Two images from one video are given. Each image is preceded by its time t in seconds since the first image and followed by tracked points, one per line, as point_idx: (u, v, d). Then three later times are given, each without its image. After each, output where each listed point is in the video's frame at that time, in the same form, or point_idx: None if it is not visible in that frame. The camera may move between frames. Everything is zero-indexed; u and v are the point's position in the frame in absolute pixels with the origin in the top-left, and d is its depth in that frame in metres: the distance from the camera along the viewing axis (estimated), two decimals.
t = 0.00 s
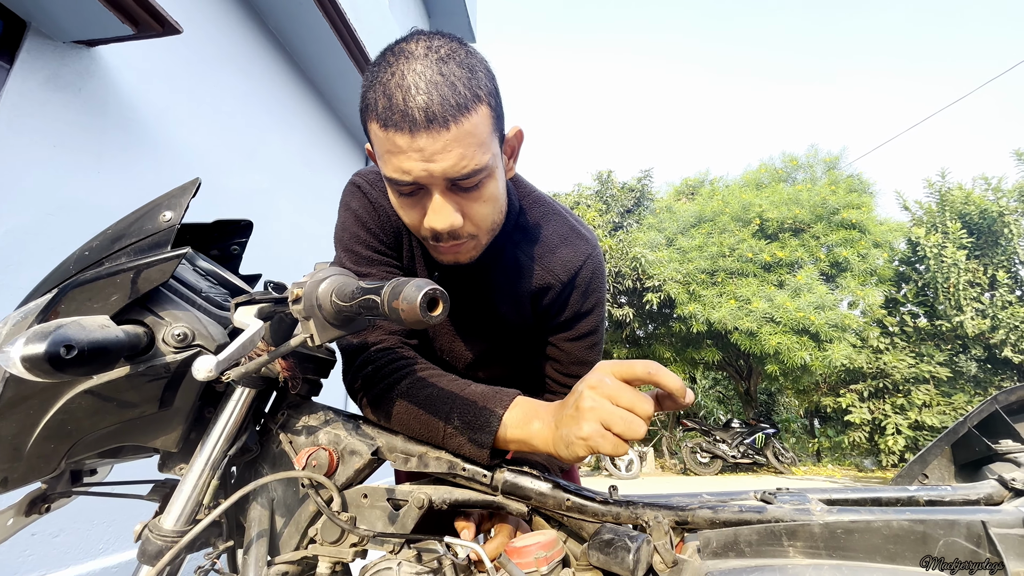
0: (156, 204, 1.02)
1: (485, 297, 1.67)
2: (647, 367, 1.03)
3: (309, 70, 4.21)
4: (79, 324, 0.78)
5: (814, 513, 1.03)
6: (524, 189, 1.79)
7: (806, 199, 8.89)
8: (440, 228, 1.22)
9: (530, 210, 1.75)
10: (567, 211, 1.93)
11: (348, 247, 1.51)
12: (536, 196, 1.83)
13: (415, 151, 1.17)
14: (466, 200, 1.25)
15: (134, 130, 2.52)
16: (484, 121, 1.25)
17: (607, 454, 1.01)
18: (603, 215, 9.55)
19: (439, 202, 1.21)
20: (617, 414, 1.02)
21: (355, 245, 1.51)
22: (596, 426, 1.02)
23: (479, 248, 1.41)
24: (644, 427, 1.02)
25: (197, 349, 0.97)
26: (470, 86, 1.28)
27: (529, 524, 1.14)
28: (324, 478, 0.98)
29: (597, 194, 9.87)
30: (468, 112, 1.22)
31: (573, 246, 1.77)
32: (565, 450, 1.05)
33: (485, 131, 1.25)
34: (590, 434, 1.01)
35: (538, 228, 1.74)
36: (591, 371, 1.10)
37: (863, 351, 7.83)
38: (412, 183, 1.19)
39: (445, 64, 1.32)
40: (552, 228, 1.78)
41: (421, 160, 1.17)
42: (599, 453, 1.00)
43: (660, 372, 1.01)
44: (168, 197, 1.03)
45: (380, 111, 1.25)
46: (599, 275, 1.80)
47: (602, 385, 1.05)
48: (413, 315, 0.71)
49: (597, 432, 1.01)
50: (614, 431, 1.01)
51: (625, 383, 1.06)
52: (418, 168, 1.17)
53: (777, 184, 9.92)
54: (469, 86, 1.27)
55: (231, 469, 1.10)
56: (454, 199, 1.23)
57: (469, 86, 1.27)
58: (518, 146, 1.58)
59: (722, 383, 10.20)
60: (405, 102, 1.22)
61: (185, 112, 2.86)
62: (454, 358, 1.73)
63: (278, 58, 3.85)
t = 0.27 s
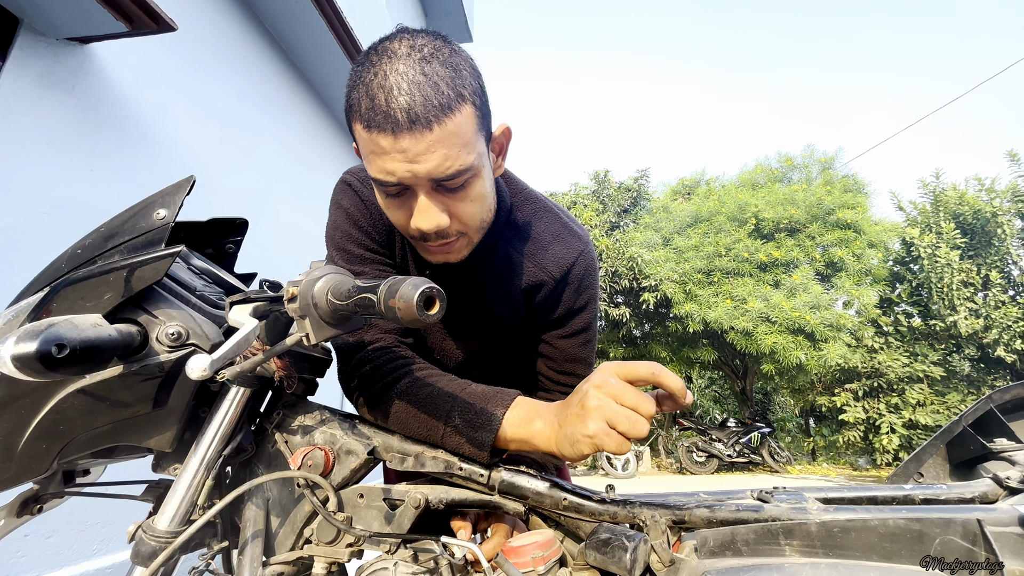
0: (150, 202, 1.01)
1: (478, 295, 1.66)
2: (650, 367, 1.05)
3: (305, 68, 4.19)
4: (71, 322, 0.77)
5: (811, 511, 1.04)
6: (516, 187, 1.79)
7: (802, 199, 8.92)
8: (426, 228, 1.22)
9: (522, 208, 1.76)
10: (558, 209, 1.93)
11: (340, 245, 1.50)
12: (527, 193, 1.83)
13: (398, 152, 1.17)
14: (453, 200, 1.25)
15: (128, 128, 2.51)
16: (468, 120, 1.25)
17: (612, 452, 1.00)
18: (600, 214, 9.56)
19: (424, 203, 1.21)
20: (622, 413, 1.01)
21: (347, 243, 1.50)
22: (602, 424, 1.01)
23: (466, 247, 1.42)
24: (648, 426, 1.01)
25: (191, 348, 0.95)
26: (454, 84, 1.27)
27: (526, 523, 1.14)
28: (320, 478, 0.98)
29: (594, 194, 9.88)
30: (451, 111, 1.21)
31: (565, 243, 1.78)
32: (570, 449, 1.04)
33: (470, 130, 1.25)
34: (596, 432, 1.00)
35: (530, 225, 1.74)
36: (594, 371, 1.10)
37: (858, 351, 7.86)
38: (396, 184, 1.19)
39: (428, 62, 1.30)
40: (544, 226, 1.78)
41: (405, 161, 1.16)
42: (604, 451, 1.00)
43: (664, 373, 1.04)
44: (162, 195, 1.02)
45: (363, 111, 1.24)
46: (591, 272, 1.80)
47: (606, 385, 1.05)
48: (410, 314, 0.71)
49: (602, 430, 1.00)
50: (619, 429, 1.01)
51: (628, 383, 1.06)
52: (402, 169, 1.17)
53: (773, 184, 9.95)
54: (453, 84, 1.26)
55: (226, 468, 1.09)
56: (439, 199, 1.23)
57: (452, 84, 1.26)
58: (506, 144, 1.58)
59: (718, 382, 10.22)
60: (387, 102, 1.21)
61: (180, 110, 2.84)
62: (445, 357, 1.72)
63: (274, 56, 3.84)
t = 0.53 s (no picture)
0: (144, 200, 1.00)
1: (466, 291, 1.66)
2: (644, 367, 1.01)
3: (301, 67, 4.19)
4: (63, 322, 0.77)
5: (807, 510, 1.03)
6: (505, 183, 1.78)
7: (798, 199, 8.95)
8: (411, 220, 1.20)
9: (509, 203, 1.75)
10: (548, 205, 1.92)
11: (329, 245, 1.49)
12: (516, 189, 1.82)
13: (381, 142, 1.16)
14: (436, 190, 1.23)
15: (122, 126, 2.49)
16: (451, 109, 1.24)
17: (610, 454, 1.02)
18: (597, 214, 9.58)
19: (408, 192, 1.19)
20: (619, 416, 1.01)
21: (336, 243, 1.49)
22: (599, 428, 1.02)
23: (452, 243, 1.42)
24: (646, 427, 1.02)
25: (186, 348, 0.94)
26: (436, 75, 1.27)
27: (522, 523, 1.14)
28: (315, 478, 0.97)
29: (591, 194, 9.89)
30: (433, 98, 1.20)
31: (553, 239, 1.77)
32: (568, 452, 1.05)
33: (453, 119, 1.24)
34: (593, 436, 1.01)
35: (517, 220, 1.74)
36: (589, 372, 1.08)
37: (853, 351, 7.89)
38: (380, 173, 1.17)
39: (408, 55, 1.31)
40: (532, 222, 1.78)
41: (388, 149, 1.15)
42: (602, 454, 1.01)
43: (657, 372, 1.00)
44: (156, 193, 1.01)
45: (344, 103, 1.22)
46: (580, 268, 1.80)
47: (602, 388, 1.04)
48: (406, 313, 0.70)
49: (600, 434, 1.01)
50: (616, 432, 1.02)
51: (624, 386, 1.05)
52: (385, 158, 1.15)
53: (769, 184, 9.98)
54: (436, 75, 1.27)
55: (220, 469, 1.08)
56: (423, 188, 1.21)
57: (436, 75, 1.27)
58: (489, 139, 1.57)
59: (714, 382, 10.24)
60: (368, 92, 1.20)
61: (175, 108, 2.83)
62: (436, 356, 1.71)
63: (270, 54, 3.83)
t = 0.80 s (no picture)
0: (138, 199, 0.99)
1: (456, 278, 1.68)
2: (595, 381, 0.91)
3: (297, 67, 4.17)
4: (54, 322, 0.76)
5: (804, 511, 1.03)
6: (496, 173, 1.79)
7: (793, 201, 8.98)
8: (428, 150, 1.19)
9: (502, 189, 1.76)
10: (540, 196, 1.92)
11: (319, 241, 1.48)
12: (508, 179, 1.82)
13: (412, 68, 1.22)
14: (456, 129, 1.25)
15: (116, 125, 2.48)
16: (476, 62, 1.34)
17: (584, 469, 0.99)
18: (593, 215, 9.58)
19: (431, 123, 1.22)
20: (584, 436, 0.96)
21: (327, 240, 1.48)
22: (566, 453, 0.97)
23: (460, 208, 1.36)
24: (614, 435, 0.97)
25: (179, 348, 0.93)
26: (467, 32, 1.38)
27: (519, 524, 1.14)
28: (310, 480, 0.96)
29: (588, 195, 9.90)
30: (464, 45, 1.30)
31: (546, 226, 1.77)
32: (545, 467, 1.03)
33: (477, 70, 1.33)
34: (562, 463, 0.97)
35: (510, 206, 1.75)
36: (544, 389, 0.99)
37: (848, 352, 7.92)
38: (405, 99, 1.21)
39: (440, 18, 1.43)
40: (524, 208, 1.78)
41: (418, 77, 1.21)
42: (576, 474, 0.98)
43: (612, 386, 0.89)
44: (150, 191, 1.00)
45: (376, 37, 1.29)
46: (572, 256, 1.79)
47: (560, 411, 0.96)
48: (402, 312, 0.70)
49: (568, 459, 0.97)
50: (584, 450, 0.97)
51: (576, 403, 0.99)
52: (414, 85, 1.21)
53: (764, 186, 10.01)
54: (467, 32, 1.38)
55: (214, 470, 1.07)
56: (445, 125, 1.24)
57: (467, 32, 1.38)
58: (495, 119, 1.58)
59: (710, 383, 10.26)
60: (403, 27, 1.28)
61: (170, 107, 2.81)
62: (428, 345, 1.68)
63: (266, 54, 3.81)
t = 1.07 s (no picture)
0: (133, 199, 0.99)
1: (466, 286, 1.67)
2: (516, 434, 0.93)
3: (294, 67, 4.16)
4: (47, 322, 0.75)
5: (799, 512, 1.04)
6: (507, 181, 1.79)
7: (788, 203, 9.02)
8: (461, 165, 1.20)
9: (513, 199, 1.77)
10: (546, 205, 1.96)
11: (325, 241, 1.42)
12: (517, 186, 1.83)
13: (450, 82, 1.22)
14: (487, 146, 1.26)
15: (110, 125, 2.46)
16: (512, 79, 1.34)
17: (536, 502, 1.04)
18: (590, 217, 9.60)
19: (464, 138, 1.22)
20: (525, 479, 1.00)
21: (334, 240, 1.42)
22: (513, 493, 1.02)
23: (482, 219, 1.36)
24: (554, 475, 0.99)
25: (174, 349, 0.92)
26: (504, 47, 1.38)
27: (515, 526, 1.13)
28: (306, 481, 0.96)
29: (584, 197, 9.92)
30: (502, 62, 1.30)
31: (552, 237, 1.82)
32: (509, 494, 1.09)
33: (512, 87, 1.33)
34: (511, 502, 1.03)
35: (521, 216, 1.76)
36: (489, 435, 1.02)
37: (843, 353, 7.95)
38: (442, 112, 1.21)
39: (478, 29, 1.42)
40: (534, 218, 1.80)
41: (455, 91, 1.21)
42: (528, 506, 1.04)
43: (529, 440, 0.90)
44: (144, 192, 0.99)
45: (416, 45, 1.28)
46: (576, 268, 1.84)
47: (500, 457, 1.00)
48: (398, 313, 0.70)
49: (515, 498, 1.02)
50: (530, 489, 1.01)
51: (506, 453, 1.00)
52: (451, 98, 1.20)
53: (760, 188, 10.05)
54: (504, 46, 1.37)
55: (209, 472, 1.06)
56: (477, 141, 1.24)
57: (504, 46, 1.37)
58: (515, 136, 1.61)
59: (706, 384, 10.28)
60: (444, 38, 1.28)
61: (165, 107, 2.80)
62: (430, 350, 1.62)
63: (262, 54, 3.80)
